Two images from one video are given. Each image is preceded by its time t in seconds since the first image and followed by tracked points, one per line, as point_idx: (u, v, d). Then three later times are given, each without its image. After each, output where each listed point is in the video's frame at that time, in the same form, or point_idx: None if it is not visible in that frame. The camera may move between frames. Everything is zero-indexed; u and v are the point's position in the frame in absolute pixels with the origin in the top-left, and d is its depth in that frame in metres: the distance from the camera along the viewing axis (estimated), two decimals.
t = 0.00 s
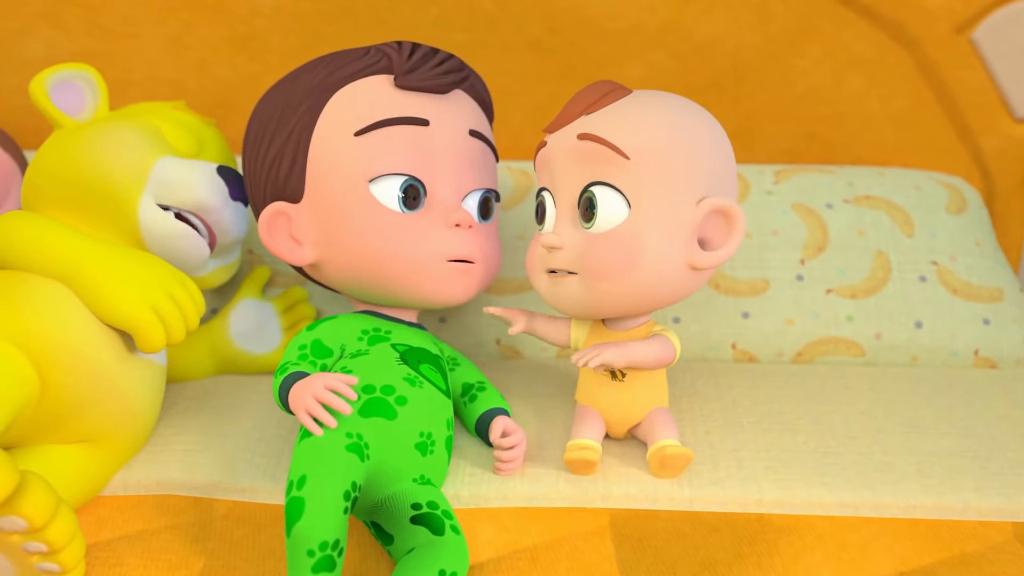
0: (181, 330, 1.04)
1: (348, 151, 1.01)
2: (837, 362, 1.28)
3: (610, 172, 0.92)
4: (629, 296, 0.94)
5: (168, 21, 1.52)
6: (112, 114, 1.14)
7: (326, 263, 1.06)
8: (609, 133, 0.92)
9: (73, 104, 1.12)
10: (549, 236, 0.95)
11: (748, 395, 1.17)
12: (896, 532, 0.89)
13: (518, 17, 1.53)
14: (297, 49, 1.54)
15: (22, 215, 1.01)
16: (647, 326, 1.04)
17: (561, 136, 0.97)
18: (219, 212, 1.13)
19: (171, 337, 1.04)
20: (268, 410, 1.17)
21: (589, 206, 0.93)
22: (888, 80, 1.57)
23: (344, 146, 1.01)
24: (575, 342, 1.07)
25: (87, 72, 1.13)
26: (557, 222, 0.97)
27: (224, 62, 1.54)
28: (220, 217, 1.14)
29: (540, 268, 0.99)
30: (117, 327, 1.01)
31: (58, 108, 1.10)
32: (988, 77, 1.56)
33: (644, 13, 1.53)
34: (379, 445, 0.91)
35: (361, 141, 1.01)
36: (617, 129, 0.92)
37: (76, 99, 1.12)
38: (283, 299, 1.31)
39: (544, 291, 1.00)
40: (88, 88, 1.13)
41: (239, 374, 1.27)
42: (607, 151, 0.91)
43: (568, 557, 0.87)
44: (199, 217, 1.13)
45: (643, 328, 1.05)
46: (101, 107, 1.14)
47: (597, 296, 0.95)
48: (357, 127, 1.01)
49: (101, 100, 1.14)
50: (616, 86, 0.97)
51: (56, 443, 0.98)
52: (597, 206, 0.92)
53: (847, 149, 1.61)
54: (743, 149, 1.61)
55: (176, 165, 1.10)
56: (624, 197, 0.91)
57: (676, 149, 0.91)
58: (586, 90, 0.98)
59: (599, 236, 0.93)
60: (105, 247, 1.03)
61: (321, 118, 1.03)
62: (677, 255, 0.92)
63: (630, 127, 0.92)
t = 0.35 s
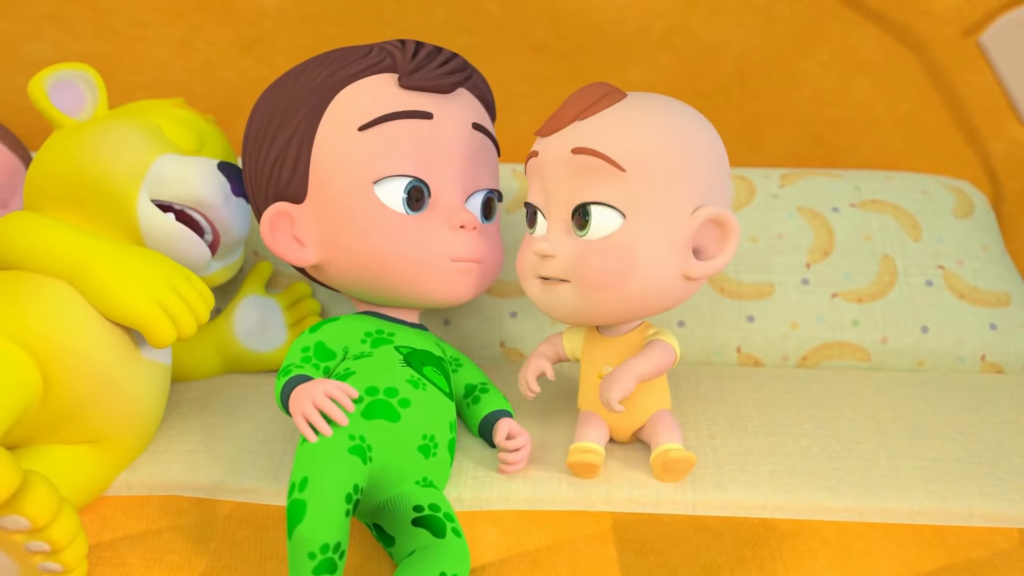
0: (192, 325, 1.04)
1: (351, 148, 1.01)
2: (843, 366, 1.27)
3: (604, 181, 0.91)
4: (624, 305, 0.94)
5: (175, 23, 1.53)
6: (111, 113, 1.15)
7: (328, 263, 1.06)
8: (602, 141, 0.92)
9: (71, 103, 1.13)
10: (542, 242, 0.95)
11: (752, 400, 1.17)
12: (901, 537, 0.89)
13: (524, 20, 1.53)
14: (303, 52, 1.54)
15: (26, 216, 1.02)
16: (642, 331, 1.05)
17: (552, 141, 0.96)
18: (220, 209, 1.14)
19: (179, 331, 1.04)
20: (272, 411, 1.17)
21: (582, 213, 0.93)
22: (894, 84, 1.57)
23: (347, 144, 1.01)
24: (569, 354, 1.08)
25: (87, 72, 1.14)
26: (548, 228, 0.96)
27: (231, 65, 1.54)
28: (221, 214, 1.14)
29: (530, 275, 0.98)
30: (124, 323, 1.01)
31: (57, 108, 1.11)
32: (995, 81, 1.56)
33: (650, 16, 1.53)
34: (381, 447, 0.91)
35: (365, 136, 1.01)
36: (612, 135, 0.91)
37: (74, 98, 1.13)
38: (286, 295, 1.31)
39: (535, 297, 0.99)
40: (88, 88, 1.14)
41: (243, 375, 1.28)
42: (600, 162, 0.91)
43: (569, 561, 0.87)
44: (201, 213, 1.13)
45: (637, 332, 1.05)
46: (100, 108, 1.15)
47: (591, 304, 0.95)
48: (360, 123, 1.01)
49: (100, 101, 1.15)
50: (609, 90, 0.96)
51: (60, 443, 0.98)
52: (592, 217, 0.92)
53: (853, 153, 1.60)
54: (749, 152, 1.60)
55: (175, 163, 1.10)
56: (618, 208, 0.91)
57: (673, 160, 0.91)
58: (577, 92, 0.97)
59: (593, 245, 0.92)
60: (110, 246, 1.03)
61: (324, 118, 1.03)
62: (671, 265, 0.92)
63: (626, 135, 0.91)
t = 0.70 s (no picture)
0: (200, 323, 1.05)
1: (357, 147, 1.01)
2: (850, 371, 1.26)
3: (604, 194, 0.90)
4: (623, 316, 0.94)
5: (183, 26, 1.53)
6: (111, 115, 1.15)
7: (333, 264, 1.07)
8: (599, 154, 0.90)
9: (71, 105, 1.13)
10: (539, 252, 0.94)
11: (758, 404, 1.16)
12: (907, 543, 0.88)
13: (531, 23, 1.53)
14: (311, 54, 1.55)
15: (35, 217, 1.02)
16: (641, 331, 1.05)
17: (547, 149, 0.95)
18: (224, 208, 1.14)
19: (187, 328, 1.04)
20: (277, 413, 1.17)
21: (579, 222, 0.92)
22: (903, 88, 1.56)
23: (353, 143, 1.01)
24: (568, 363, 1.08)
25: (87, 74, 1.14)
26: (544, 237, 0.95)
27: (239, 68, 1.55)
28: (226, 212, 1.15)
29: (524, 283, 0.97)
30: (134, 320, 1.01)
31: (56, 110, 1.11)
32: (1005, 85, 1.55)
33: (658, 20, 1.53)
34: (385, 450, 0.91)
35: (372, 134, 1.01)
36: (614, 144, 0.90)
37: (73, 101, 1.13)
38: (288, 290, 1.32)
39: (530, 307, 0.98)
40: (88, 90, 1.14)
41: (248, 376, 1.28)
42: (601, 179, 0.90)
43: (572, 565, 0.86)
44: (206, 213, 1.14)
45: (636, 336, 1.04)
46: (100, 109, 1.15)
47: (589, 314, 0.95)
48: (368, 119, 1.02)
49: (100, 103, 1.16)
50: (605, 96, 0.95)
51: (66, 444, 0.98)
52: (591, 225, 0.91)
53: (861, 157, 1.60)
54: (755, 155, 1.60)
55: (178, 162, 1.10)
56: (619, 219, 0.91)
57: (674, 168, 0.91)
58: (574, 96, 0.95)
59: (592, 257, 0.92)
60: (118, 245, 1.04)
61: (332, 118, 1.03)
62: (671, 274, 0.92)
63: (626, 145, 0.90)
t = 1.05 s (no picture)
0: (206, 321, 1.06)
1: (363, 147, 1.01)
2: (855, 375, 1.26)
3: (609, 196, 0.90)
4: (628, 319, 0.94)
5: (191, 28, 1.54)
6: (111, 118, 1.15)
7: (339, 265, 1.07)
8: (604, 156, 0.90)
9: (70, 109, 1.13)
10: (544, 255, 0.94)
11: (763, 408, 1.16)
12: (913, 548, 0.88)
13: (537, 26, 1.53)
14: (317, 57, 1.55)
15: (42, 219, 1.03)
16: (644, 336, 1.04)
17: (552, 152, 0.95)
18: (230, 208, 1.15)
19: (193, 327, 1.05)
20: (281, 414, 1.18)
21: (585, 225, 0.92)
22: (910, 92, 1.56)
23: (360, 143, 1.02)
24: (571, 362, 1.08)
25: (86, 79, 1.15)
26: (549, 241, 0.95)
27: (245, 70, 1.56)
28: (231, 212, 1.16)
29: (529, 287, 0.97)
30: (142, 319, 1.02)
31: (56, 113, 1.11)
32: (1012, 89, 1.55)
33: (664, 23, 1.53)
34: (389, 452, 0.91)
35: (378, 134, 1.02)
36: (619, 146, 0.90)
37: (73, 104, 1.13)
38: (285, 286, 1.33)
39: (535, 310, 0.98)
40: (88, 94, 1.15)
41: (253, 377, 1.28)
42: (606, 182, 0.90)
43: (576, 568, 0.86)
44: (212, 215, 1.15)
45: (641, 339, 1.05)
46: (100, 112, 1.16)
47: (594, 318, 0.94)
48: (375, 119, 1.02)
49: (100, 106, 1.16)
50: (609, 99, 0.95)
51: (70, 444, 0.98)
52: (597, 228, 0.91)
53: (867, 161, 1.59)
54: (761, 159, 1.59)
55: (183, 163, 1.11)
56: (625, 221, 0.90)
57: (679, 171, 0.90)
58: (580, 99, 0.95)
59: (597, 261, 0.92)
60: (125, 244, 1.05)
61: (339, 119, 1.03)
62: (676, 277, 0.92)
63: (631, 147, 0.90)
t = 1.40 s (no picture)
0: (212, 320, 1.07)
1: (353, 152, 1.02)
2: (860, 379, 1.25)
3: (695, 187, 0.97)
4: (695, 307, 0.99)
5: (198, 30, 1.54)
6: (111, 122, 1.15)
7: (334, 267, 1.06)
8: (689, 153, 0.98)
9: (71, 113, 1.14)
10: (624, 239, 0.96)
11: (768, 413, 1.15)
12: (918, 554, 0.87)
13: (543, 28, 1.53)
14: (324, 59, 1.56)
15: (49, 220, 1.03)
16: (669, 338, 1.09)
17: (625, 148, 1.00)
18: (233, 210, 1.16)
19: (200, 326, 1.06)
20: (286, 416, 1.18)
21: (675, 212, 0.97)
22: (916, 95, 1.55)
23: (350, 148, 1.02)
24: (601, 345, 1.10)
25: (87, 83, 1.16)
26: (623, 227, 0.98)
27: (252, 72, 1.56)
28: (235, 214, 1.16)
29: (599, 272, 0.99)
30: (152, 318, 1.03)
31: (57, 118, 1.12)
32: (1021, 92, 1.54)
33: (670, 26, 1.53)
34: (389, 452, 0.91)
35: (366, 140, 1.02)
36: (694, 147, 0.98)
37: (73, 108, 1.14)
38: (283, 284, 1.35)
39: (603, 294, 0.99)
40: (88, 99, 1.16)
41: (258, 379, 1.29)
42: (694, 173, 0.97)
43: (579, 572, 0.86)
44: (216, 216, 1.15)
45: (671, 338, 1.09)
46: (99, 116, 1.16)
47: (666, 303, 0.98)
48: (359, 127, 1.02)
49: (99, 111, 1.16)
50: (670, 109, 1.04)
51: (76, 444, 0.98)
52: (688, 215, 0.97)
53: (873, 164, 1.59)
54: (767, 161, 1.59)
55: (184, 166, 1.12)
56: (711, 212, 0.97)
57: (744, 176, 1.01)
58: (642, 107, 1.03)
59: (683, 247, 0.96)
60: (133, 244, 1.05)
61: (328, 123, 1.04)
62: (739, 271, 1.00)
63: (709, 149, 0.99)
